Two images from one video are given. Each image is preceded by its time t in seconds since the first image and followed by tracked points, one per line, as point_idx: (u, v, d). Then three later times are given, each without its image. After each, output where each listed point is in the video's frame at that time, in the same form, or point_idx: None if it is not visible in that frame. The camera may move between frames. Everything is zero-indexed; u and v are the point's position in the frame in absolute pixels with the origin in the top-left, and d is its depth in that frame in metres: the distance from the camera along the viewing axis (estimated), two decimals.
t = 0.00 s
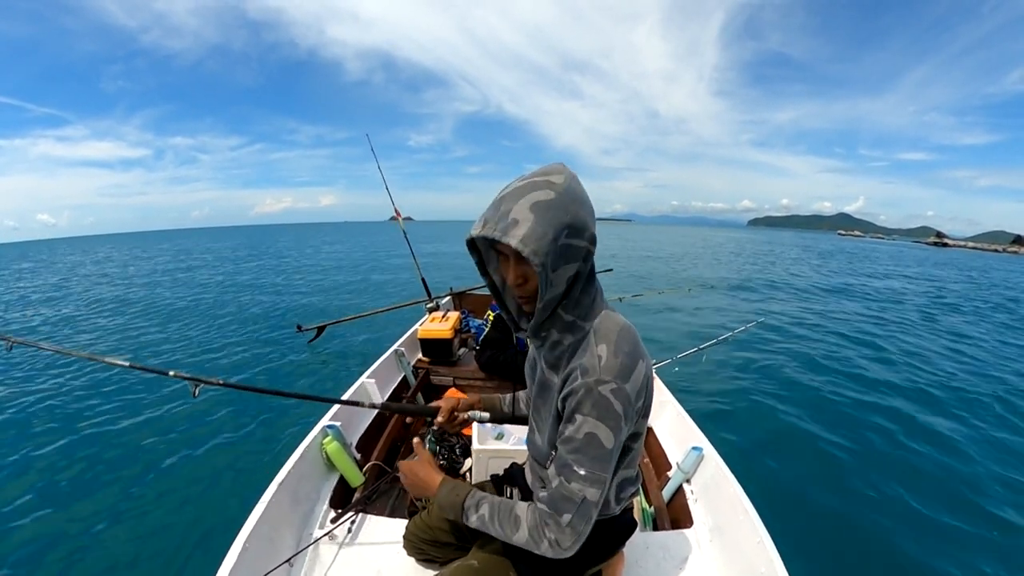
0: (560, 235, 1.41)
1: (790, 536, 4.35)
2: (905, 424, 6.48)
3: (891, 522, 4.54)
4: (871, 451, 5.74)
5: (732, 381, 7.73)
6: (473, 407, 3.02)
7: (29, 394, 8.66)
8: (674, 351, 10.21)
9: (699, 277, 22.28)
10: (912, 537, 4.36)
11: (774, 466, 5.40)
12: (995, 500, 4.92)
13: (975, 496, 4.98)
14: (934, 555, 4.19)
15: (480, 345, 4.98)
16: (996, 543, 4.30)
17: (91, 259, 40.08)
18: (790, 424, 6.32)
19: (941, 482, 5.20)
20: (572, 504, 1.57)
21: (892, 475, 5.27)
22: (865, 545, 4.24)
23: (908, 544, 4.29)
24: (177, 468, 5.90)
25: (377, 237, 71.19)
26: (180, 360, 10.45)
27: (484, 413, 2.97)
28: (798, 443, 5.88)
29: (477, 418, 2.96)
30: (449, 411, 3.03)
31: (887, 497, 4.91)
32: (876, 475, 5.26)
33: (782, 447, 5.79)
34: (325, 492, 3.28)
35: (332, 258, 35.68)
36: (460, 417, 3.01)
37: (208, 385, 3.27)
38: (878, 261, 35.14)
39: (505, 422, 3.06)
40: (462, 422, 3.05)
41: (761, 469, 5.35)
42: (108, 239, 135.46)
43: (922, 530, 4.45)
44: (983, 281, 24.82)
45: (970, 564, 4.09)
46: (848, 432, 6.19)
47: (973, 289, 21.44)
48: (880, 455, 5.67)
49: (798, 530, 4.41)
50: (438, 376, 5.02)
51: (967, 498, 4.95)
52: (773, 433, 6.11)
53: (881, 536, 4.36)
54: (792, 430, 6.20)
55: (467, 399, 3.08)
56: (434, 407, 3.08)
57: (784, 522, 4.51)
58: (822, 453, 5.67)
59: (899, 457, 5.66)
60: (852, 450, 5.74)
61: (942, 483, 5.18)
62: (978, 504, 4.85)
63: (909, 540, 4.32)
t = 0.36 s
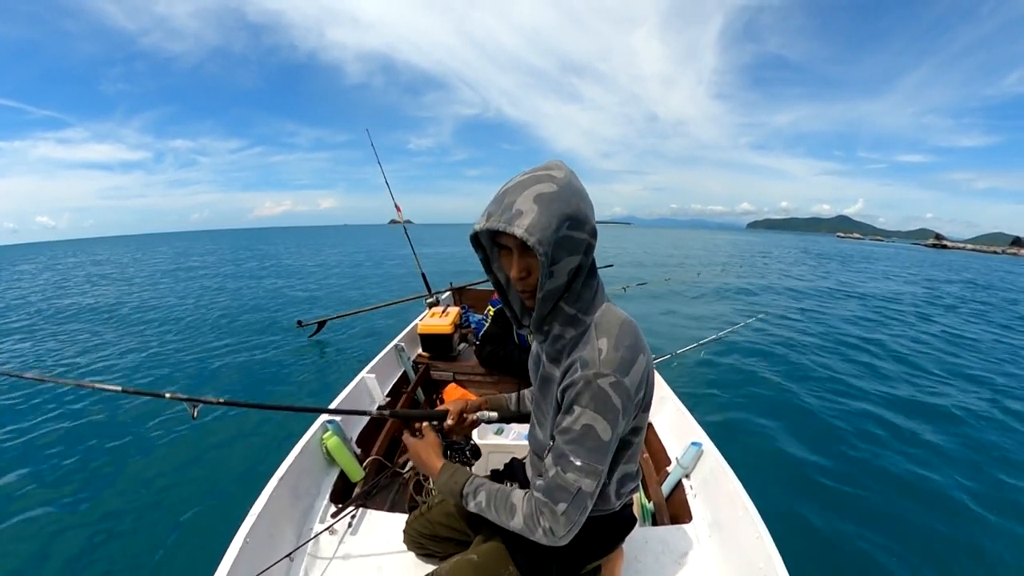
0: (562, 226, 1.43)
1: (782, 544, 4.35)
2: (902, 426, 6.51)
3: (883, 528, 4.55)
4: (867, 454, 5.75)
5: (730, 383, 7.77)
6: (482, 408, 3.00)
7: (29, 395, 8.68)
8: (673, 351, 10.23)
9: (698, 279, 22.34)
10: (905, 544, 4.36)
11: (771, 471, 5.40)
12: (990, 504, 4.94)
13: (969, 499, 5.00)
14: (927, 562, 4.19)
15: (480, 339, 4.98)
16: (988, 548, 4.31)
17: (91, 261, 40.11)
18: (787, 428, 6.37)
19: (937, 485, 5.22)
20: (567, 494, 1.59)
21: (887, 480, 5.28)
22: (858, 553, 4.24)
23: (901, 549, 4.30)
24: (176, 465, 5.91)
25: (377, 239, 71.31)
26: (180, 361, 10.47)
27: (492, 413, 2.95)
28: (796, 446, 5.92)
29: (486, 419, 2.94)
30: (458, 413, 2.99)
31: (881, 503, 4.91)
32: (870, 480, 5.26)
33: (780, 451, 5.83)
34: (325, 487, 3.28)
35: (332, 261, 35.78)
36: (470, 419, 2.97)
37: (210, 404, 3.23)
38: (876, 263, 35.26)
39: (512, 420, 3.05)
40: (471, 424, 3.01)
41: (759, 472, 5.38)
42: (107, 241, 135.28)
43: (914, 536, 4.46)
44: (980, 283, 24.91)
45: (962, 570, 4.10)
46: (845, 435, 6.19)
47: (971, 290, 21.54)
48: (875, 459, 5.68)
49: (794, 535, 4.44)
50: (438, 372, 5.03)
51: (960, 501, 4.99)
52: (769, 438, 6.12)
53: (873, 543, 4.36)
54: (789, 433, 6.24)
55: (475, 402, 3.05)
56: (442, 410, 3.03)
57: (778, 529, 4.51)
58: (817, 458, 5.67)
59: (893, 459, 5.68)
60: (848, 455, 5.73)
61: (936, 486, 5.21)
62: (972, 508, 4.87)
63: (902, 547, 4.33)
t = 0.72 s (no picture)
0: (560, 226, 1.44)
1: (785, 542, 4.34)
2: (901, 424, 6.54)
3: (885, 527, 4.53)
4: (867, 452, 5.76)
5: (730, 381, 7.79)
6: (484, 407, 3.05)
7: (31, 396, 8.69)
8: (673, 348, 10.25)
9: (698, 277, 22.37)
10: (909, 545, 4.34)
11: (772, 468, 5.40)
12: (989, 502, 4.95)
13: (968, 499, 5.01)
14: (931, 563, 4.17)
15: (481, 335, 4.99)
16: (991, 550, 4.30)
17: (91, 262, 40.08)
18: (788, 425, 6.38)
19: (935, 485, 5.22)
20: (565, 490, 1.61)
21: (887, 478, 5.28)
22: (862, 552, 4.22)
23: (905, 551, 4.27)
24: (178, 463, 5.93)
25: (377, 239, 71.26)
26: (181, 359, 10.48)
27: (495, 412, 3.00)
28: (797, 442, 5.93)
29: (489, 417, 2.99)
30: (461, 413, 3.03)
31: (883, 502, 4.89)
32: (872, 478, 5.26)
33: (781, 447, 5.83)
34: (326, 484, 3.30)
35: (332, 259, 35.78)
36: (473, 419, 3.02)
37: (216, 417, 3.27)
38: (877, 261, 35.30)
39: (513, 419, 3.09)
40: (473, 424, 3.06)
41: (761, 469, 5.38)
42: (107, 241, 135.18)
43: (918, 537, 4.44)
44: (980, 281, 24.97)
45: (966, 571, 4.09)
46: (846, 433, 6.19)
47: (970, 288, 21.59)
48: (876, 456, 5.68)
49: (799, 531, 4.44)
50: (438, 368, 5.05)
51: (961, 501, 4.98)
52: (770, 435, 6.11)
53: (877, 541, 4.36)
54: (790, 430, 6.26)
55: (478, 401, 3.10)
56: (444, 411, 3.07)
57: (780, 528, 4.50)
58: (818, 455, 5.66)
59: (893, 456, 5.70)
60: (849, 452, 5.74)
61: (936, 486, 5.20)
62: (973, 508, 4.87)
63: (906, 548, 4.31)
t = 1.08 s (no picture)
0: (533, 238, 1.42)
1: (788, 543, 4.30)
2: (901, 422, 6.55)
3: (888, 528, 4.51)
4: (867, 452, 5.75)
5: (730, 379, 7.79)
6: (478, 408, 3.05)
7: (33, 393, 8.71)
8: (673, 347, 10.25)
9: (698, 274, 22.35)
10: (912, 544, 4.31)
11: (775, 469, 5.39)
12: (988, 502, 4.94)
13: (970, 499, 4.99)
14: (936, 565, 4.13)
15: (480, 337, 4.99)
16: (997, 551, 4.26)
17: (91, 259, 40.04)
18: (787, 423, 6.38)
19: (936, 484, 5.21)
20: (567, 502, 1.61)
21: (889, 477, 5.29)
22: (865, 553, 4.20)
23: (910, 551, 4.24)
24: (179, 463, 5.93)
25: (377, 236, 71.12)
26: (180, 357, 10.46)
27: (489, 413, 3.00)
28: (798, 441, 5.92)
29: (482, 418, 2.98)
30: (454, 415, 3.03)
31: (886, 502, 4.88)
32: (874, 478, 5.25)
33: (782, 447, 5.81)
34: (326, 486, 3.31)
35: (332, 256, 35.74)
36: (466, 419, 3.02)
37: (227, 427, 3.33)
38: (878, 259, 35.26)
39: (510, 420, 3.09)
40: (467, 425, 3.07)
41: (762, 468, 5.38)
42: (107, 238, 134.89)
43: (921, 537, 4.41)
44: (980, 278, 24.97)
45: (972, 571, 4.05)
46: (847, 434, 6.18)
47: (972, 286, 21.56)
48: (876, 455, 5.69)
49: (802, 531, 4.42)
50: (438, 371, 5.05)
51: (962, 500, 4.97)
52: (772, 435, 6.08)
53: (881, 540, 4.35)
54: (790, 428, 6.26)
55: (471, 402, 3.10)
56: (438, 413, 3.07)
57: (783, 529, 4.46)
58: (819, 456, 5.64)
59: (894, 456, 5.68)
60: (849, 453, 5.73)
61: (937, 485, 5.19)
62: (975, 507, 4.85)
63: (911, 548, 4.28)
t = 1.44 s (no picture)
0: (522, 245, 1.40)
1: (789, 543, 4.29)
2: (900, 420, 6.55)
3: (890, 526, 4.50)
4: (868, 450, 5.73)
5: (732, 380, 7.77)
6: (472, 416, 3.01)
7: (32, 393, 8.72)
8: (673, 347, 10.22)
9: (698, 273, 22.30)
10: (914, 544, 4.30)
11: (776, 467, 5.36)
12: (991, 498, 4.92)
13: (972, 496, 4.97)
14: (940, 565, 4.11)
15: (480, 341, 4.97)
16: (1000, 549, 4.25)
17: (91, 258, 39.98)
18: (789, 421, 6.38)
19: (938, 480, 5.19)
20: (576, 509, 1.60)
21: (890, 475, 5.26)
22: (866, 553, 4.19)
23: (912, 552, 4.22)
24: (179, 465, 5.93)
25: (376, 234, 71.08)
26: (179, 357, 10.43)
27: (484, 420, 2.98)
28: (799, 440, 5.92)
29: (477, 426, 2.95)
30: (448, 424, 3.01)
31: (887, 500, 4.86)
32: (876, 476, 5.22)
33: (782, 446, 5.80)
34: (324, 490, 3.30)
35: (331, 255, 35.65)
36: (461, 427, 3.00)
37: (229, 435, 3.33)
38: (877, 257, 35.25)
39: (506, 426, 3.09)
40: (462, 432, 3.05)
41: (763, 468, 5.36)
42: (106, 237, 134.56)
43: (923, 535, 4.40)
44: (982, 277, 24.88)
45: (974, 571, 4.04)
46: (847, 432, 6.16)
47: (971, 284, 21.58)
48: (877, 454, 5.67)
49: (803, 533, 4.40)
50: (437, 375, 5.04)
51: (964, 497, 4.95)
52: (773, 435, 6.06)
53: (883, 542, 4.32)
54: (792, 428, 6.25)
55: (465, 410, 3.06)
56: (433, 423, 3.06)
57: (785, 529, 4.45)
58: (820, 454, 5.62)
59: (895, 454, 5.67)
60: (850, 450, 5.71)
61: (939, 482, 5.16)
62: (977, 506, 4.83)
63: (913, 548, 4.26)
